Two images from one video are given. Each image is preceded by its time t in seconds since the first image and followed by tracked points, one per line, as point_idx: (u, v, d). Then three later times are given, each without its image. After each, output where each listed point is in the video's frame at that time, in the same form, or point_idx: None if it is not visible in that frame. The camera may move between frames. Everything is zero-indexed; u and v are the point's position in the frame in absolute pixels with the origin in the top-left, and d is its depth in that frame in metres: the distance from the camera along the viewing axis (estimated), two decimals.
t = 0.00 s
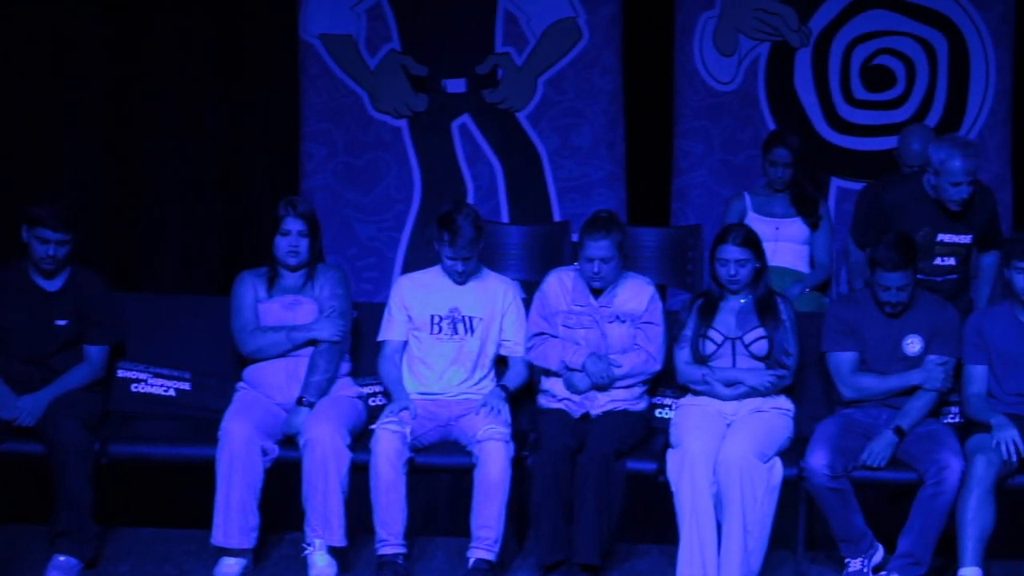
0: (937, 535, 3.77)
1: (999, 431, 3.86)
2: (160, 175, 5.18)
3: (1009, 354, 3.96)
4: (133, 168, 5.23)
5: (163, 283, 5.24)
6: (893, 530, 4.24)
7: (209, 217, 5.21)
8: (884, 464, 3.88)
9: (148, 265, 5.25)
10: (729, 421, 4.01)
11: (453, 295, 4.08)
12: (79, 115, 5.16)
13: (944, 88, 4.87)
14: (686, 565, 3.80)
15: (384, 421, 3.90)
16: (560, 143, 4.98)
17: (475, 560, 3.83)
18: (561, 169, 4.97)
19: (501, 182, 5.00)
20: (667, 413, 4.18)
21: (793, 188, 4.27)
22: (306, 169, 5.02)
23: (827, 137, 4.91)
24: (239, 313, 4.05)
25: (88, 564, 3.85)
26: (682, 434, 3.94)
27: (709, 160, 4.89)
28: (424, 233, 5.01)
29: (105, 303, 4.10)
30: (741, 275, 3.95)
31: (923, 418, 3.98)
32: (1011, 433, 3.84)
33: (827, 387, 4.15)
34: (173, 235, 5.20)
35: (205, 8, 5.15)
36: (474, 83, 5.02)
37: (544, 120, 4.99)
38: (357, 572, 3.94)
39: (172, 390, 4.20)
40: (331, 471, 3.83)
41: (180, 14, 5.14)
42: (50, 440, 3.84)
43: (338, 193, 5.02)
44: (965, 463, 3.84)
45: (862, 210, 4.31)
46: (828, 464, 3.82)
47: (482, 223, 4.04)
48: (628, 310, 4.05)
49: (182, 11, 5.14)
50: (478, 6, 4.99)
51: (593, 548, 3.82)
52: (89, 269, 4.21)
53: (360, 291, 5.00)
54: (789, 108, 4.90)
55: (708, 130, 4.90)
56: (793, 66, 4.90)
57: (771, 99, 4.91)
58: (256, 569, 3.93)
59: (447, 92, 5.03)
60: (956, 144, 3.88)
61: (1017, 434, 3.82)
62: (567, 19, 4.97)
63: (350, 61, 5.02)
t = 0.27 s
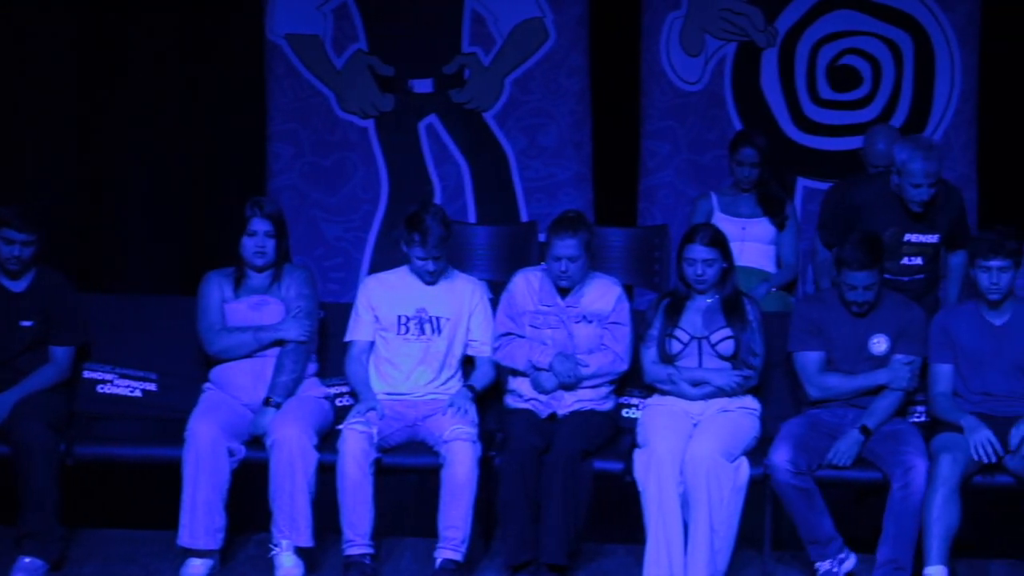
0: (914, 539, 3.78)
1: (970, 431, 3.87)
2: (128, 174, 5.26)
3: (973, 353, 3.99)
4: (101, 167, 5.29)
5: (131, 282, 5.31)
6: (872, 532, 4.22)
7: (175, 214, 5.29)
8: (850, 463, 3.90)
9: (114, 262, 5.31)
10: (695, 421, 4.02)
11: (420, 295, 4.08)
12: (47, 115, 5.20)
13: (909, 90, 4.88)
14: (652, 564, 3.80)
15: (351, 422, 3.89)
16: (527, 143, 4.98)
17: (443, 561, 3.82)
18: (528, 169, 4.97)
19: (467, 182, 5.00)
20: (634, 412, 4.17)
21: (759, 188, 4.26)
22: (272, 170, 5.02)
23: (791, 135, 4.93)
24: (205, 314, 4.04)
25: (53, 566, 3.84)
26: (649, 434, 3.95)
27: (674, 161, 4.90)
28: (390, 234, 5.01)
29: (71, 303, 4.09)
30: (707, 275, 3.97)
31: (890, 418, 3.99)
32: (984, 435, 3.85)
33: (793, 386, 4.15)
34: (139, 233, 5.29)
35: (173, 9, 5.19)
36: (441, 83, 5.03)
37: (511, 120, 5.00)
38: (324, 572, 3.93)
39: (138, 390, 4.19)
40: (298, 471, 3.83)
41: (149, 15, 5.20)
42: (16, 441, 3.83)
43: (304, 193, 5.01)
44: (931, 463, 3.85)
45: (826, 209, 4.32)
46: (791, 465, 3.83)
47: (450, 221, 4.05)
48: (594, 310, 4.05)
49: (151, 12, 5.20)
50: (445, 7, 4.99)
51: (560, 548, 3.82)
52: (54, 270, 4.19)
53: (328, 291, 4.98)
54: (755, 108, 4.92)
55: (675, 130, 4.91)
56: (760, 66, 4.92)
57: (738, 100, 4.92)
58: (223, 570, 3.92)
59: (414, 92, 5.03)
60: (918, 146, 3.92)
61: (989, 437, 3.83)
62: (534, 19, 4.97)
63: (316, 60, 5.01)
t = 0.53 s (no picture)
0: (884, 540, 3.77)
1: (940, 432, 3.87)
2: (94, 175, 5.25)
3: (943, 353, 3.98)
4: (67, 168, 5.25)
5: (98, 282, 5.28)
6: (841, 537, 4.21)
7: (143, 218, 5.27)
8: (818, 463, 3.90)
9: (83, 267, 5.28)
10: (665, 421, 4.02)
11: (390, 295, 4.08)
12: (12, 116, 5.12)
13: (877, 89, 4.90)
14: (622, 565, 3.80)
15: (320, 422, 3.88)
16: (495, 144, 4.99)
17: (412, 561, 3.81)
18: (497, 169, 4.98)
19: (436, 183, 5.01)
20: (604, 412, 4.17)
21: (728, 188, 4.29)
22: (241, 170, 5.02)
23: (759, 135, 4.94)
24: (173, 314, 4.04)
25: (21, 568, 3.83)
26: (619, 434, 3.94)
27: (643, 161, 4.91)
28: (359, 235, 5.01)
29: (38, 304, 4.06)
30: (677, 275, 3.95)
31: (858, 418, 3.99)
32: (954, 436, 3.85)
33: (761, 386, 4.16)
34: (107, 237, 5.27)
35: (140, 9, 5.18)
36: (409, 83, 5.02)
37: (480, 120, 5.01)
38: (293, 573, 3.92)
39: (106, 391, 4.17)
40: (266, 472, 3.82)
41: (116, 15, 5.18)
42: None
43: (273, 194, 5.01)
44: (900, 462, 3.85)
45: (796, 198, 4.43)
46: (755, 460, 3.83)
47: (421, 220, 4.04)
48: (564, 310, 4.05)
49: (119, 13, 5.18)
50: (412, 7, 4.99)
51: (529, 548, 3.81)
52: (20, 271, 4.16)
53: (297, 292, 4.99)
54: (723, 107, 4.93)
55: (643, 130, 4.93)
56: (728, 66, 4.93)
57: (705, 100, 4.93)
58: (191, 570, 3.91)
59: (384, 93, 5.02)
60: (893, 151, 3.97)
61: (959, 437, 3.84)
62: (502, 19, 4.99)
63: (283, 60, 5.01)
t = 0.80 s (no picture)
0: (858, 540, 3.77)
1: (914, 433, 3.88)
2: (66, 174, 5.18)
3: (918, 352, 3.99)
4: (39, 167, 5.18)
5: (71, 283, 5.21)
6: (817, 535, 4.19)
7: (117, 218, 5.21)
8: (792, 463, 3.91)
9: (56, 267, 5.20)
10: (639, 420, 4.02)
11: (363, 296, 4.08)
12: None
13: (850, 90, 4.91)
14: (596, 565, 3.79)
15: (293, 423, 3.87)
16: (469, 143, 5.01)
17: (386, 562, 3.80)
18: (471, 169, 5.00)
19: (409, 183, 5.03)
20: (577, 413, 4.17)
21: (702, 188, 4.30)
22: (215, 170, 5.04)
23: (733, 135, 4.95)
24: (146, 315, 4.03)
25: None
26: (593, 434, 3.94)
27: (618, 161, 4.94)
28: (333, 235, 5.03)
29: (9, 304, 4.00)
30: (651, 275, 3.96)
31: (832, 418, 4.00)
32: (927, 436, 3.86)
33: (735, 386, 4.17)
34: (79, 236, 5.19)
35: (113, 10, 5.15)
36: (383, 83, 5.03)
37: (454, 121, 5.02)
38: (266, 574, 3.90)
39: (79, 393, 4.16)
40: (240, 473, 3.80)
41: (89, 15, 5.14)
42: None
43: (246, 194, 5.04)
44: (874, 462, 3.86)
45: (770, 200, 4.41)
46: (730, 465, 3.84)
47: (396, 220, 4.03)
48: (538, 310, 4.06)
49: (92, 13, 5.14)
50: (386, 7, 5.01)
51: (503, 548, 3.81)
52: None
53: (270, 292, 5.01)
54: (697, 107, 4.95)
55: (618, 130, 4.95)
56: (701, 67, 4.95)
57: (679, 100, 4.95)
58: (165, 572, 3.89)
59: (357, 93, 5.04)
60: (873, 158, 4.02)
61: (932, 437, 3.85)
62: (476, 19, 5.00)
63: (257, 60, 5.04)
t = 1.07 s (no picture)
0: (827, 540, 3.77)
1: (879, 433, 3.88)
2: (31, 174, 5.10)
3: (883, 352, 4.00)
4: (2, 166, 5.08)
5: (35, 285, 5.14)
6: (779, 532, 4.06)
7: (86, 216, 5.17)
8: (758, 462, 3.91)
9: (19, 269, 5.11)
10: (606, 420, 4.01)
11: (330, 297, 4.07)
12: None
13: (815, 90, 4.96)
14: (563, 566, 3.77)
15: (260, 424, 3.86)
16: (435, 144, 5.09)
17: (353, 563, 3.79)
18: (436, 169, 5.08)
19: (376, 183, 5.10)
20: (545, 413, 4.16)
21: (668, 188, 4.32)
22: (180, 171, 5.12)
23: (698, 135, 5.00)
24: (112, 316, 4.02)
25: None
26: (560, 434, 3.93)
27: (584, 161, 5.01)
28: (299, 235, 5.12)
29: None
30: (618, 275, 3.97)
31: (798, 417, 4.01)
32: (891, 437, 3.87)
33: (701, 386, 4.17)
34: (46, 234, 5.14)
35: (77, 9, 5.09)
36: (349, 84, 5.10)
37: (419, 121, 5.10)
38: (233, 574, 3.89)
39: (44, 395, 4.17)
40: (207, 474, 3.79)
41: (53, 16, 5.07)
42: None
43: (212, 195, 5.12)
44: (841, 461, 3.85)
45: (736, 202, 4.37)
46: (695, 467, 3.84)
47: (363, 220, 4.02)
48: (504, 309, 4.06)
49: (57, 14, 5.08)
50: (352, 7, 5.07)
51: (470, 548, 3.80)
52: None
53: (235, 293, 5.10)
54: (662, 109, 5.00)
55: (583, 130, 5.01)
56: (666, 67, 5.01)
57: (645, 100, 5.01)
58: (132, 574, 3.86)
59: (322, 93, 5.10)
60: (841, 160, 3.98)
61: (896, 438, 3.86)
62: (442, 19, 5.06)
63: (222, 60, 5.09)
